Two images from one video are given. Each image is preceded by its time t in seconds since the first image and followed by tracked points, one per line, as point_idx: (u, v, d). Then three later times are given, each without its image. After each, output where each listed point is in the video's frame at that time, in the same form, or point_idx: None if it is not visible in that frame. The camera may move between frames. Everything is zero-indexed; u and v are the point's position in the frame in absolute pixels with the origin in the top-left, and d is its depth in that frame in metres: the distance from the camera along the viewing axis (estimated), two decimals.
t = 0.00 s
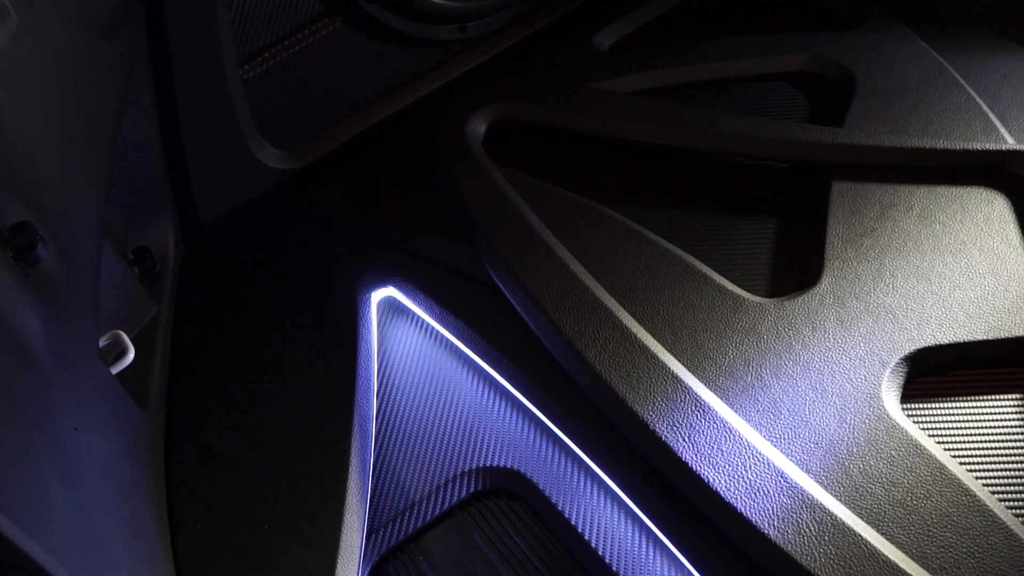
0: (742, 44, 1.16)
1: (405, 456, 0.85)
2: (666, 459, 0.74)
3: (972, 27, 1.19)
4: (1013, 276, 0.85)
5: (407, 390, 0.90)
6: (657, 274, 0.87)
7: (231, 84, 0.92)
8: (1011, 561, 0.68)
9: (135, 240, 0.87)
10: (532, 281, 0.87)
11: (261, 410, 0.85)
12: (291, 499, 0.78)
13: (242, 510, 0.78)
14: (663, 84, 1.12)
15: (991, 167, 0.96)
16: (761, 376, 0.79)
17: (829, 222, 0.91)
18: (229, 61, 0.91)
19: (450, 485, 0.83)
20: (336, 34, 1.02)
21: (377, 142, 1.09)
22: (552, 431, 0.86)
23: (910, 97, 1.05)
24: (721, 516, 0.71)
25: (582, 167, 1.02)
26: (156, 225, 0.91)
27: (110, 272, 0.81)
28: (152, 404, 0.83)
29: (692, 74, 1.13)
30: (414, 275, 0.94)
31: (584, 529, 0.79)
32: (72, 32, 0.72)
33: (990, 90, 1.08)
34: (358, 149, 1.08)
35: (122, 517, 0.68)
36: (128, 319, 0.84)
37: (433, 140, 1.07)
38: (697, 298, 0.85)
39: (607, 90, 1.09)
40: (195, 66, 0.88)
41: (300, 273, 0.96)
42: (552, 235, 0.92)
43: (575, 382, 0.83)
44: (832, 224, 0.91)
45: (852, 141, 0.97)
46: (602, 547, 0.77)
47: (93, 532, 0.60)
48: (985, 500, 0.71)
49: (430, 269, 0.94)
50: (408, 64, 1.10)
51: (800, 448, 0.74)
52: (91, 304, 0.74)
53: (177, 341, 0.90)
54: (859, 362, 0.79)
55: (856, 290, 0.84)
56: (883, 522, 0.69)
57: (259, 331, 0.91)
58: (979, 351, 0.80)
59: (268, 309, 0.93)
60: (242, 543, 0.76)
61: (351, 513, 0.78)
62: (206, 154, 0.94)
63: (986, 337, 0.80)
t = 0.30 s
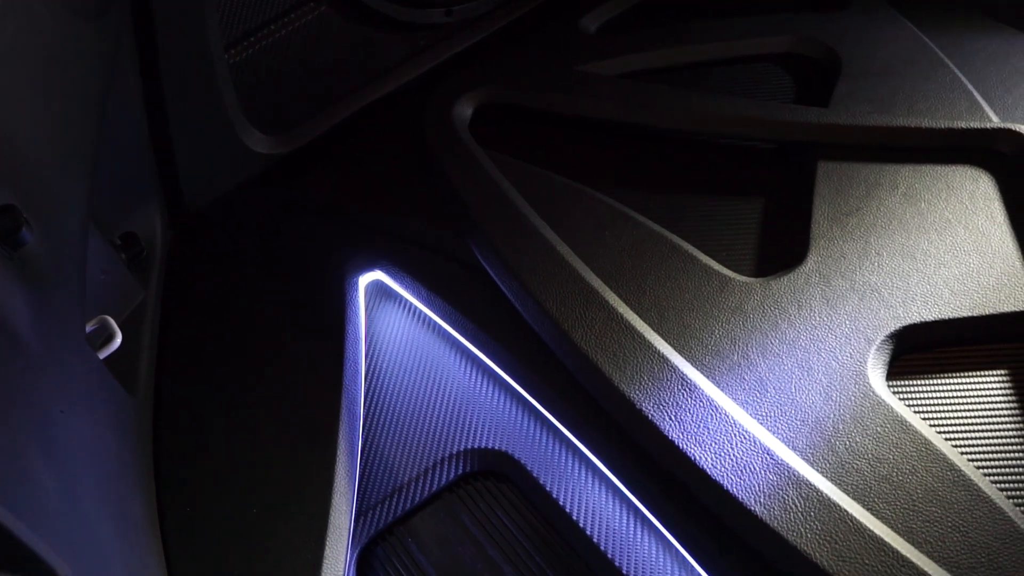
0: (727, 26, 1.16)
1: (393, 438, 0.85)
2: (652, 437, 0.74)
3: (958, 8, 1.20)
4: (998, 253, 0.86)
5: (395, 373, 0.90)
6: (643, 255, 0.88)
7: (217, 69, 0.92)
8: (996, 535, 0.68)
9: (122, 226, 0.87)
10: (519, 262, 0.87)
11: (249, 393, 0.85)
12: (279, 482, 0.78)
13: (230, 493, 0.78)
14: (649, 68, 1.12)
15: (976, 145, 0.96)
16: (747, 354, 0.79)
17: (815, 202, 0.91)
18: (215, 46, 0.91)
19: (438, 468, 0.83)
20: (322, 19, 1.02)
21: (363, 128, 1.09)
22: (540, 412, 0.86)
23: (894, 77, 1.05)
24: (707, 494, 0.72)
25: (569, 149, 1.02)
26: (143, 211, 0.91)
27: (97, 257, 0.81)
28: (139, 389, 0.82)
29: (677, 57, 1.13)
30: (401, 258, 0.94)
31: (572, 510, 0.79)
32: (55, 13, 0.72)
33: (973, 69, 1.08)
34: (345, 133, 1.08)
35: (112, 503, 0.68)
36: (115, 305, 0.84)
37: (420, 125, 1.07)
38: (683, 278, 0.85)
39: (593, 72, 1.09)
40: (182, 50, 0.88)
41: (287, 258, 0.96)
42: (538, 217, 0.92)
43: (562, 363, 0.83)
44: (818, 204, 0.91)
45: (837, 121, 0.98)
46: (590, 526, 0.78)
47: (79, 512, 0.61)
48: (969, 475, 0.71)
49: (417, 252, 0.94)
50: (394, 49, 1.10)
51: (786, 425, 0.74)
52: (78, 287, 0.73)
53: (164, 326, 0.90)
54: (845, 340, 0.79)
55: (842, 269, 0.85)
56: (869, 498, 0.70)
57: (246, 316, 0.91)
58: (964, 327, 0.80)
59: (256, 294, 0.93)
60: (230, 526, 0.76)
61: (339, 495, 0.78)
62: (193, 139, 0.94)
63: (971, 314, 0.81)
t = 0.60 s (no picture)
0: (712, 12, 1.16)
1: (382, 424, 0.85)
2: (639, 420, 0.75)
3: None
4: (982, 234, 0.86)
5: (384, 360, 0.90)
6: (631, 238, 0.88)
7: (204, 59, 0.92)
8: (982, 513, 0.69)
9: (110, 215, 0.87)
10: (506, 247, 0.87)
11: (238, 381, 0.85)
12: (269, 469, 0.79)
13: (220, 481, 0.78)
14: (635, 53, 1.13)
15: (961, 127, 0.96)
16: (734, 336, 0.79)
17: (800, 184, 0.91)
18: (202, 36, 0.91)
19: (427, 453, 0.83)
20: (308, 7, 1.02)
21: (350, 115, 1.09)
22: (528, 396, 0.86)
23: (879, 59, 1.05)
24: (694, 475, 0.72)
25: (555, 135, 1.02)
26: (130, 201, 0.91)
27: (85, 246, 0.81)
28: (128, 378, 0.83)
29: (663, 42, 1.13)
30: (390, 244, 0.94)
31: (561, 493, 0.79)
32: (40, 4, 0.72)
33: (957, 52, 1.08)
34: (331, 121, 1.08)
35: (101, 494, 0.68)
36: (103, 294, 0.84)
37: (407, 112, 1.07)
38: (670, 261, 0.85)
39: (580, 58, 1.10)
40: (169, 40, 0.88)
41: (275, 246, 0.96)
42: (525, 202, 0.93)
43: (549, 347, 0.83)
44: (803, 186, 0.91)
45: (822, 104, 0.98)
46: (579, 509, 0.78)
47: (68, 502, 0.61)
48: (955, 454, 0.72)
49: (405, 239, 0.95)
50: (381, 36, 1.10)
51: (773, 406, 0.75)
52: (65, 278, 0.73)
53: (153, 315, 0.90)
54: (831, 321, 0.80)
55: (828, 251, 0.85)
56: (855, 477, 0.70)
57: (235, 303, 0.91)
58: (950, 307, 0.81)
59: (244, 282, 0.93)
60: (221, 513, 0.76)
61: (328, 482, 0.79)
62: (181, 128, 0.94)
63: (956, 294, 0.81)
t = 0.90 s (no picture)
0: None
1: (371, 410, 0.85)
2: (626, 403, 0.75)
3: None
4: (967, 214, 0.86)
5: (372, 346, 0.90)
6: (618, 222, 0.88)
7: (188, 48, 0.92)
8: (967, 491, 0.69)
9: (94, 206, 0.87)
10: (492, 231, 0.87)
11: (225, 370, 0.85)
12: (258, 457, 0.79)
13: (208, 470, 0.78)
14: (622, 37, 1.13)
15: (946, 107, 0.96)
16: (720, 318, 0.79)
17: (786, 167, 0.91)
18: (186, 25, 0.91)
19: (415, 438, 0.83)
20: None
21: (335, 101, 1.08)
22: (516, 380, 0.86)
23: (866, 41, 1.05)
24: (682, 457, 0.72)
25: (541, 121, 1.02)
26: (115, 191, 0.91)
27: (70, 238, 0.81)
28: (115, 367, 0.83)
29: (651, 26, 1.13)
30: (376, 232, 0.94)
31: (550, 477, 0.79)
32: None
33: (944, 34, 1.08)
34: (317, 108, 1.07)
35: (89, 488, 0.68)
36: (88, 285, 0.84)
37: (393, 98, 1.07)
38: (657, 244, 0.85)
39: (567, 43, 1.09)
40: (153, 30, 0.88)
41: (261, 233, 0.96)
42: (511, 186, 0.92)
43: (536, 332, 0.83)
44: (789, 168, 0.91)
45: (808, 86, 0.98)
46: (568, 493, 0.78)
47: (55, 493, 0.61)
48: (941, 433, 0.72)
49: (392, 226, 0.94)
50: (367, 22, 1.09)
51: (760, 387, 0.75)
52: (50, 270, 0.73)
53: (140, 306, 0.90)
54: (817, 302, 0.80)
55: (814, 232, 0.85)
56: (842, 457, 0.70)
57: (222, 293, 0.91)
58: (935, 287, 0.81)
59: (230, 271, 0.93)
60: (210, 503, 0.76)
61: (317, 469, 0.79)
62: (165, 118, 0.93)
63: (941, 274, 0.81)
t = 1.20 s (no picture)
0: None
1: (358, 395, 0.85)
2: (613, 384, 0.75)
3: None
4: (953, 192, 0.86)
5: (359, 331, 0.90)
6: (604, 204, 0.87)
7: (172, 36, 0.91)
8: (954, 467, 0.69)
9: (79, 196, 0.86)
10: (477, 214, 0.87)
11: (213, 358, 0.84)
12: (246, 446, 0.79)
13: (196, 457, 0.78)
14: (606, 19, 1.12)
15: (931, 85, 0.96)
16: (707, 299, 0.79)
17: (772, 146, 0.91)
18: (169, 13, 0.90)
19: (403, 423, 0.83)
20: None
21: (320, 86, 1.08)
22: (503, 362, 0.86)
23: (851, 20, 1.05)
24: (669, 436, 0.72)
25: (526, 104, 1.02)
26: (99, 180, 0.90)
27: (53, 228, 0.80)
28: (102, 356, 0.82)
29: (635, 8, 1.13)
30: (362, 217, 0.94)
31: (538, 460, 0.79)
32: None
33: (928, 12, 1.08)
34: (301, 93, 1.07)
35: (78, 485, 0.68)
36: (73, 275, 0.83)
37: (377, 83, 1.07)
38: (642, 226, 0.85)
39: (552, 25, 1.09)
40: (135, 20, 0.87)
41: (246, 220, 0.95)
42: (496, 169, 0.92)
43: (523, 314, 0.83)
44: (774, 148, 0.91)
45: (792, 66, 0.98)
46: (556, 475, 0.78)
47: (35, 484, 0.61)
48: (927, 410, 0.72)
49: (377, 211, 0.94)
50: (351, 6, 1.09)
51: (746, 367, 0.75)
52: (34, 262, 0.72)
53: (126, 296, 0.89)
54: (803, 282, 0.80)
55: (799, 212, 0.85)
56: (828, 436, 0.71)
57: (209, 281, 0.90)
58: (920, 265, 0.81)
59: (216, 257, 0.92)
60: (198, 491, 0.76)
61: (304, 455, 0.79)
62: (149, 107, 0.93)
63: (927, 253, 0.81)
